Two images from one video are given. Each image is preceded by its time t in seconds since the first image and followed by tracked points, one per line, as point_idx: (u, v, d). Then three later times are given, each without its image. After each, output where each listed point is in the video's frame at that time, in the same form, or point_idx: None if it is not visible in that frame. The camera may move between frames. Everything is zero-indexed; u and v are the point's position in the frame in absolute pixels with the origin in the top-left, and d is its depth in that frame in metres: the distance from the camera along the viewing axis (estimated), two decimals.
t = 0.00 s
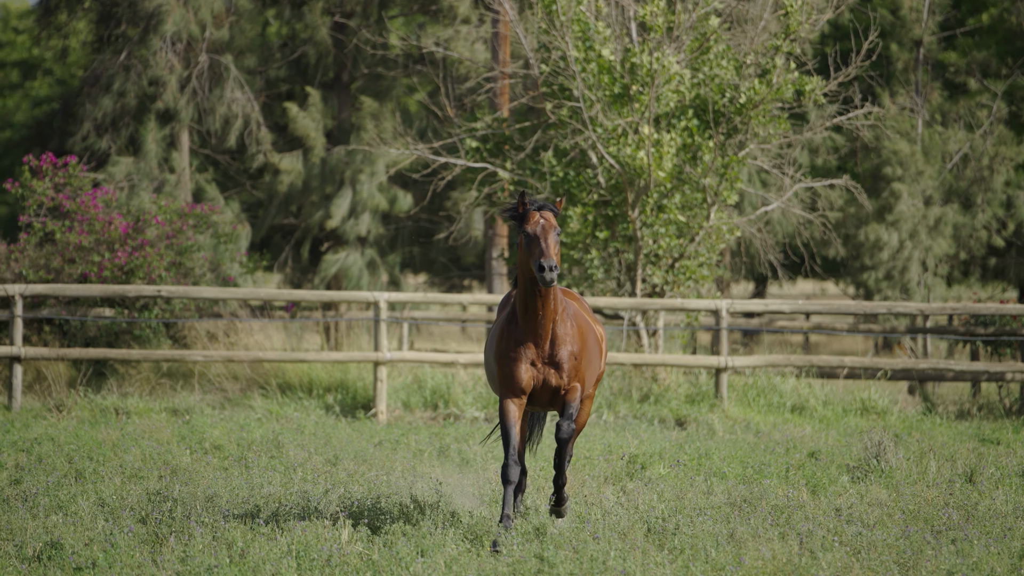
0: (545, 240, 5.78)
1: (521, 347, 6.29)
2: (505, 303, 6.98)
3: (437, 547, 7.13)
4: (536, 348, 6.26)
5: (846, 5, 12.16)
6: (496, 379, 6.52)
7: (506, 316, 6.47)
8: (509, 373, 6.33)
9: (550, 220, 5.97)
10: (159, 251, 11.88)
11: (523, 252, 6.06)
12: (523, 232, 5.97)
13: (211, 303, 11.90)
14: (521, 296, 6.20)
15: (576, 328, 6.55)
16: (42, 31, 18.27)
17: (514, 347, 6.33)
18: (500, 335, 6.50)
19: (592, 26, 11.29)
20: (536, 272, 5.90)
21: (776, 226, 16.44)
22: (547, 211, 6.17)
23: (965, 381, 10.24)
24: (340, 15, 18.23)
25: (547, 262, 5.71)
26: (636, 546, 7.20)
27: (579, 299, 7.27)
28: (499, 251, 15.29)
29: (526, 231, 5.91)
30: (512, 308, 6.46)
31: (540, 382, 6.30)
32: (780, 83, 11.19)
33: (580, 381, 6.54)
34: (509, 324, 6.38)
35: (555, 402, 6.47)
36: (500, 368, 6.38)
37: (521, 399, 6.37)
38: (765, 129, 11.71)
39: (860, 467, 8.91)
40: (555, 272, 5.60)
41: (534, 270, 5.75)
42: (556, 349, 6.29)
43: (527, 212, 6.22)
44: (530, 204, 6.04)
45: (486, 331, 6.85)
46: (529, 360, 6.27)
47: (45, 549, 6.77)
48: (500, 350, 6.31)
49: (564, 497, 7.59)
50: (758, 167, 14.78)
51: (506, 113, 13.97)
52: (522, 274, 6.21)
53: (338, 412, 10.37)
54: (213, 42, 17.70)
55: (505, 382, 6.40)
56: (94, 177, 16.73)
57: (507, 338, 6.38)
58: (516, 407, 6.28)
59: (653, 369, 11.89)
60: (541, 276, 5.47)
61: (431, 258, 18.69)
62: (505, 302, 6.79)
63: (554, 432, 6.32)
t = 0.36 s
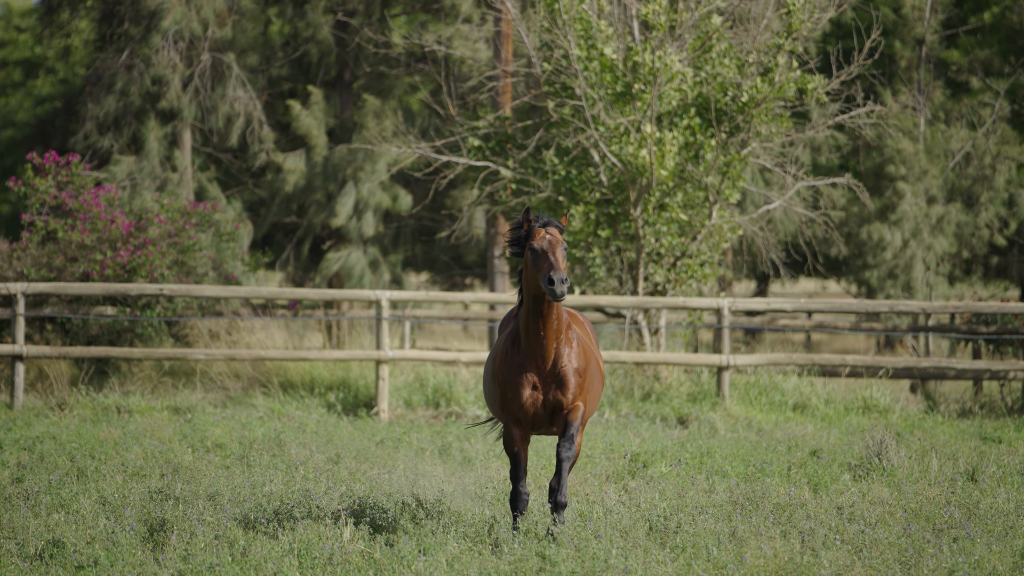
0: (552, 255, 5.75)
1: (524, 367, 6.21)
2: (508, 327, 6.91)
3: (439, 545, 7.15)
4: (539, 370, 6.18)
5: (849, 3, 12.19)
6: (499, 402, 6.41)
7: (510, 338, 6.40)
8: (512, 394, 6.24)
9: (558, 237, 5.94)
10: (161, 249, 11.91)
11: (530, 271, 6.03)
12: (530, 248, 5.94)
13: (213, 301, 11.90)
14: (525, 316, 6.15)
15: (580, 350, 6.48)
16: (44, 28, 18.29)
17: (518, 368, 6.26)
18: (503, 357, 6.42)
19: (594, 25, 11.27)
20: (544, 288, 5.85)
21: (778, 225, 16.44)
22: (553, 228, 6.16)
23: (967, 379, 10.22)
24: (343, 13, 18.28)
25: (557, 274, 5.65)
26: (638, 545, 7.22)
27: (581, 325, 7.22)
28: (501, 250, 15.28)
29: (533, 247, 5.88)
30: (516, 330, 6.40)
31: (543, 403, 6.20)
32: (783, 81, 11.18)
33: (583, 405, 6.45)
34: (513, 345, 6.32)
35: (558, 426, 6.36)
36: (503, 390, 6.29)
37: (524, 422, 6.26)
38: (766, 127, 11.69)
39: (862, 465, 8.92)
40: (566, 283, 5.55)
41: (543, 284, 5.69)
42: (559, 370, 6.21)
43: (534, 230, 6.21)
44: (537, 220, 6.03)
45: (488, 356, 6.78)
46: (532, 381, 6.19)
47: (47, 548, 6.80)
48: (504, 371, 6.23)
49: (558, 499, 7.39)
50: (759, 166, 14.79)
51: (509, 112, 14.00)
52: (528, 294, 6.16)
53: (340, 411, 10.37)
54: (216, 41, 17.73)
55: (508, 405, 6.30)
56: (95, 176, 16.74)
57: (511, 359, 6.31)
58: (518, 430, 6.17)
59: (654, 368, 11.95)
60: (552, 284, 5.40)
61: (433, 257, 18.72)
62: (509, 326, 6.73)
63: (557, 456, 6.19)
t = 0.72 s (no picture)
0: (557, 266, 5.55)
1: (523, 379, 6.10)
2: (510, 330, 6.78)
3: (436, 543, 7.15)
4: (536, 384, 6.05)
5: None
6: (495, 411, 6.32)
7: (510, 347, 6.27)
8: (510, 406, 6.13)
9: (563, 246, 5.75)
10: (159, 246, 11.90)
11: (533, 281, 5.86)
12: (535, 256, 5.75)
13: (210, 297, 11.89)
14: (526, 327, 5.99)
15: (581, 364, 6.34)
16: (41, 26, 18.29)
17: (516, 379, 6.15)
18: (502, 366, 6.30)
19: (592, 22, 11.24)
20: (548, 300, 5.68)
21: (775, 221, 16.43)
22: (557, 236, 5.97)
23: (964, 375, 10.24)
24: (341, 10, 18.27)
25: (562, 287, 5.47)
26: (635, 542, 7.23)
27: (585, 330, 7.07)
28: (498, 247, 15.32)
29: (537, 256, 5.70)
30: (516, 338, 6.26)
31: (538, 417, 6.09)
32: (780, 78, 11.18)
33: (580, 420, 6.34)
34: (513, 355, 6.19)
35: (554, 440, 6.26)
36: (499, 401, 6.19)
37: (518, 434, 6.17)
38: (764, 124, 11.65)
39: (859, 462, 8.92)
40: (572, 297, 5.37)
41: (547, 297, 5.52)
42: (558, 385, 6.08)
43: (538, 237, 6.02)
44: (541, 228, 5.84)
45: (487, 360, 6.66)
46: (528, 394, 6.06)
47: (43, 545, 6.80)
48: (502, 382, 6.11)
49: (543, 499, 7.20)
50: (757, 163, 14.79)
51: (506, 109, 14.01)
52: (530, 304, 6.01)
53: (337, 408, 10.38)
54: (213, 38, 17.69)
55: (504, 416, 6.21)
56: (93, 174, 16.72)
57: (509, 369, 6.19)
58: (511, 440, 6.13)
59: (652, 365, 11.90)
60: (559, 297, 5.22)
61: (431, 253, 18.73)
62: (511, 331, 6.59)
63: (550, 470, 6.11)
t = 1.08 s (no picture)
0: (560, 262, 5.50)
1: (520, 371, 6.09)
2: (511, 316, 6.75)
3: (430, 538, 7.15)
4: (534, 376, 6.05)
5: None
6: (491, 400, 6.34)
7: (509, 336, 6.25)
8: (505, 397, 6.14)
9: (567, 240, 5.71)
10: (154, 241, 11.98)
11: (536, 274, 5.82)
12: (538, 249, 5.71)
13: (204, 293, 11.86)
14: (527, 319, 5.97)
15: (580, 358, 6.31)
16: (35, 22, 18.28)
17: (513, 371, 6.14)
18: (500, 355, 6.29)
19: (587, 17, 11.22)
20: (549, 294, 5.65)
21: (769, 217, 16.46)
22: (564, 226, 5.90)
23: (958, 372, 10.16)
24: (335, 5, 18.24)
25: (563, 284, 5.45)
26: (629, 537, 7.24)
27: (587, 317, 7.05)
28: (492, 242, 15.34)
29: (541, 250, 5.65)
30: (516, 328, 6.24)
31: (533, 410, 6.10)
32: (775, 73, 11.16)
33: (576, 412, 6.36)
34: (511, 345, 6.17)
35: (548, 432, 6.28)
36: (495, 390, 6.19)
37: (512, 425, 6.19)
38: (759, 120, 11.65)
39: (853, 457, 8.92)
40: (572, 296, 5.35)
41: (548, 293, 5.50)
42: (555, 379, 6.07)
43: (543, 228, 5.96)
44: (547, 218, 5.77)
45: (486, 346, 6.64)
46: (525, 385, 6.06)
47: (37, 540, 6.80)
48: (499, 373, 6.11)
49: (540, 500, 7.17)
50: (752, 159, 14.78)
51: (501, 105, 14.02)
52: (531, 296, 5.98)
53: (331, 404, 10.37)
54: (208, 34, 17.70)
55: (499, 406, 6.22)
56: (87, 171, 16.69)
57: (507, 360, 6.18)
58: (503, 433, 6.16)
59: (646, 360, 11.91)
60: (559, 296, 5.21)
61: (425, 249, 18.70)
62: (511, 318, 6.56)
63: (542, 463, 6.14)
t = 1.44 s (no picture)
0: (563, 241, 5.54)
1: (520, 347, 6.10)
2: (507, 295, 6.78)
3: (423, 533, 7.17)
4: (535, 353, 6.07)
5: None
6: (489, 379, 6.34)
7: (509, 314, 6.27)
8: (505, 374, 6.15)
9: (568, 218, 5.75)
10: (146, 236, 11.92)
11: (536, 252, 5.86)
12: (540, 227, 5.75)
13: (197, 287, 11.97)
14: (528, 296, 6.00)
15: (581, 336, 6.34)
16: (27, 16, 18.26)
17: (513, 348, 6.15)
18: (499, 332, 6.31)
19: (580, 12, 11.20)
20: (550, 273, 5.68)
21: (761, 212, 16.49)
22: (564, 203, 5.95)
23: (950, 366, 10.19)
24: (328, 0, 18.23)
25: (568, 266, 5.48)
26: (622, 532, 7.25)
27: (584, 297, 7.08)
28: (485, 237, 15.24)
29: (542, 228, 5.69)
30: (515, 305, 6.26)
31: (535, 388, 6.11)
32: (768, 68, 11.17)
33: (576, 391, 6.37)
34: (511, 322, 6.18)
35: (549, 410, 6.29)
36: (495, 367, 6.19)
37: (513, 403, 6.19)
38: (751, 115, 11.67)
39: (846, 453, 8.93)
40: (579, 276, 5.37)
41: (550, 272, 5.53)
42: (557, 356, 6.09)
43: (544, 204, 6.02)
44: (548, 195, 5.80)
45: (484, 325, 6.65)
46: (526, 363, 6.07)
47: (31, 535, 6.81)
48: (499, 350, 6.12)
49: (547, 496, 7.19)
50: (745, 155, 14.77)
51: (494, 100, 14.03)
52: (532, 273, 6.01)
53: (324, 399, 10.36)
54: (201, 29, 17.70)
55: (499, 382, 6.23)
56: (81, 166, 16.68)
57: (507, 337, 6.19)
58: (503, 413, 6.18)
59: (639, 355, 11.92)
60: (564, 277, 5.24)
61: (418, 244, 18.68)
62: (509, 297, 6.59)
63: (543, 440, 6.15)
